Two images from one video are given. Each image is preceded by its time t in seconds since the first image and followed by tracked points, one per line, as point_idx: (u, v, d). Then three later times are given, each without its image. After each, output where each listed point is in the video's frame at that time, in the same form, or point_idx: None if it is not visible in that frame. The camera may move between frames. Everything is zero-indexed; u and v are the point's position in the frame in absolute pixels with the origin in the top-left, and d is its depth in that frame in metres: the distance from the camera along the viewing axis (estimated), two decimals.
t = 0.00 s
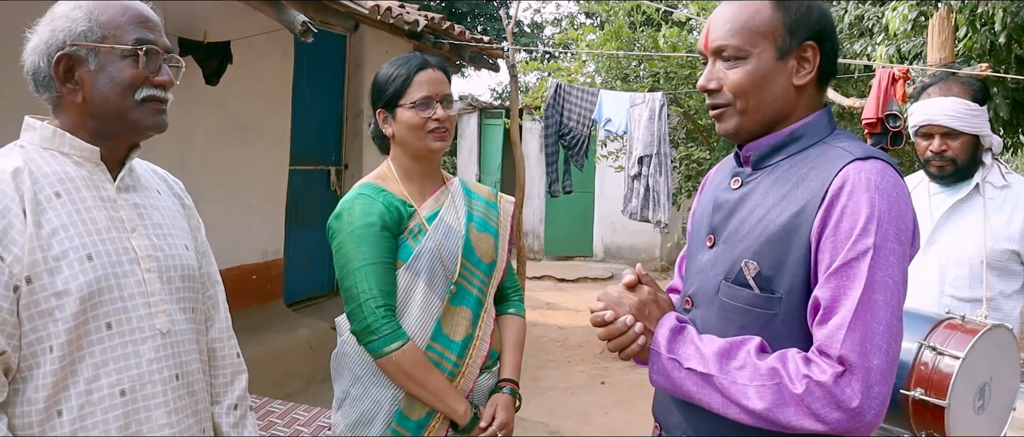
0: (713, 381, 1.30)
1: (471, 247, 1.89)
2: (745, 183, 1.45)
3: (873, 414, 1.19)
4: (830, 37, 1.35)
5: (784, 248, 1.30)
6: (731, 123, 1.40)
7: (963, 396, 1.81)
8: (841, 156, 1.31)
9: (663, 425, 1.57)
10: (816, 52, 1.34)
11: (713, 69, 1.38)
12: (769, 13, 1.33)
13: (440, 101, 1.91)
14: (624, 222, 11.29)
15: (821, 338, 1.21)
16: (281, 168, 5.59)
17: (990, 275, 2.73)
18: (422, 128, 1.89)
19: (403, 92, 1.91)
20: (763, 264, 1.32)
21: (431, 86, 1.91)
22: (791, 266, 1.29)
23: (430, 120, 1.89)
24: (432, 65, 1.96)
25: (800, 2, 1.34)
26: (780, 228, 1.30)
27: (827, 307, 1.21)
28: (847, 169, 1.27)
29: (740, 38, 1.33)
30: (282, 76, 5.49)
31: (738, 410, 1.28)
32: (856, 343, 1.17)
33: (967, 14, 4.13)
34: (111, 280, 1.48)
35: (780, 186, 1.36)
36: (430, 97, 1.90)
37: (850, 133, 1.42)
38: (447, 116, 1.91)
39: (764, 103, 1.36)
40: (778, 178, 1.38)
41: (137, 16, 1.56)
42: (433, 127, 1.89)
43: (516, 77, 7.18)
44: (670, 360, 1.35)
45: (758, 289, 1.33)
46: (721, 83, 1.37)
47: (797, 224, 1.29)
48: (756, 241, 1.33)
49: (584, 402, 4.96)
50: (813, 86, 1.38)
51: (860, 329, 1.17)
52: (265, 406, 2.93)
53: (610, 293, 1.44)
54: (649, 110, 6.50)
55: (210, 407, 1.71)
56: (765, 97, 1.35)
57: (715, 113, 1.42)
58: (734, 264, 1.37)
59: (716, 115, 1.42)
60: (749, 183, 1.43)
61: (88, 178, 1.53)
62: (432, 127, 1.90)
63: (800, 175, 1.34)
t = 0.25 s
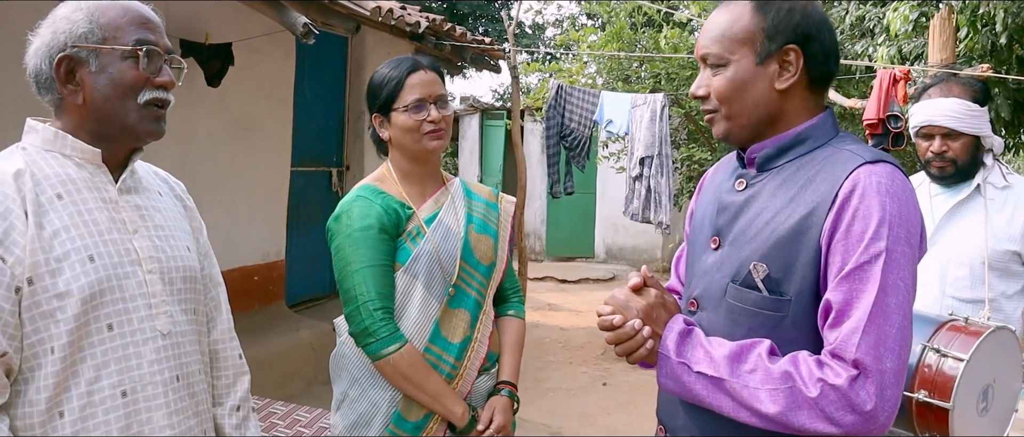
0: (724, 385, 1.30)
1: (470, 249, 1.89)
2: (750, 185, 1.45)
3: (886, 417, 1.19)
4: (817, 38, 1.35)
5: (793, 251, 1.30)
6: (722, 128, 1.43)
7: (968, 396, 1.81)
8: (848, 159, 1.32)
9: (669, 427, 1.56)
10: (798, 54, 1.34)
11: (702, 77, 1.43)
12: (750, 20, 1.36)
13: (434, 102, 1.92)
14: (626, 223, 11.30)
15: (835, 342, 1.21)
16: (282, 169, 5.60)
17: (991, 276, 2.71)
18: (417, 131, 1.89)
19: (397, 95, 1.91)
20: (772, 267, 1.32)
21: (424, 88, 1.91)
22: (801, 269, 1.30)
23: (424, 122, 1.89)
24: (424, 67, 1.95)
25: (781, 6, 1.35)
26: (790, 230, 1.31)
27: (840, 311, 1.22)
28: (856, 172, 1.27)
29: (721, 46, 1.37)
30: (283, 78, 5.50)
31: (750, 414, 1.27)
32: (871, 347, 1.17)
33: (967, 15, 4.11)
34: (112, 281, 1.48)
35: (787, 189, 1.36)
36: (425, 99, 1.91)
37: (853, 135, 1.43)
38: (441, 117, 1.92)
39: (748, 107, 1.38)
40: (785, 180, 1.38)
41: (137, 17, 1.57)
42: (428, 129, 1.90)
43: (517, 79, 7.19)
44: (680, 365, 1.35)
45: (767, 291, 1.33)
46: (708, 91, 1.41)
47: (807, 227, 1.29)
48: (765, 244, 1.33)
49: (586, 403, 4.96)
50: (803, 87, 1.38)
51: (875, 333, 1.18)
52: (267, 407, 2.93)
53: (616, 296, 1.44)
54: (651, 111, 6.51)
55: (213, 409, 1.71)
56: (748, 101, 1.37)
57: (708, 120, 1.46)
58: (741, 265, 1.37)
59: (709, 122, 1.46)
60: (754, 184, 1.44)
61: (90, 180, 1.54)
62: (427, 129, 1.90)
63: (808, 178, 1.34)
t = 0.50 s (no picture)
0: (723, 386, 1.30)
1: (467, 251, 1.89)
2: (753, 187, 1.45)
3: (884, 419, 1.18)
4: (811, 30, 1.36)
5: (794, 252, 1.31)
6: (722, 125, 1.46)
7: (976, 400, 1.97)
8: (849, 160, 1.31)
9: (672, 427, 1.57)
10: (786, 45, 1.35)
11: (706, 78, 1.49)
12: (743, 19, 1.42)
13: (432, 102, 1.92)
14: (629, 225, 11.29)
15: (833, 343, 1.21)
16: (286, 171, 5.61)
17: (995, 278, 2.69)
18: (415, 130, 1.89)
19: (395, 95, 1.92)
20: (773, 268, 1.32)
21: (422, 88, 1.92)
22: (802, 270, 1.30)
23: (422, 122, 1.89)
24: (422, 67, 1.96)
25: (774, 4, 1.39)
26: (790, 232, 1.31)
27: (838, 312, 1.21)
28: (856, 173, 1.27)
29: (718, 45, 1.44)
30: (287, 79, 5.51)
31: (748, 415, 1.27)
32: (868, 348, 1.17)
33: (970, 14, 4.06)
34: (116, 283, 1.49)
35: (788, 190, 1.36)
36: (423, 99, 1.91)
37: (857, 136, 1.42)
38: (440, 116, 1.92)
39: (740, 100, 1.40)
40: (786, 181, 1.38)
41: (140, 19, 1.58)
42: (425, 129, 1.90)
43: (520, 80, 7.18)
44: (679, 366, 1.36)
45: (768, 293, 1.33)
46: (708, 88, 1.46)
47: (807, 228, 1.29)
48: (766, 245, 1.33)
49: (589, 404, 4.95)
50: (797, 79, 1.37)
51: (872, 334, 1.17)
52: (270, 409, 2.93)
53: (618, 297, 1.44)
54: (653, 112, 6.51)
55: (216, 410, 1.72)
56: (739, 94, 1.40)
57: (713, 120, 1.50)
58: (743, 267, 1.37)
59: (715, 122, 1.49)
60: (757, 185, 1.44)
61: (94, 182, 1.54)
62: (425, 129, 1.90)
63: (809, 179, 1.34)
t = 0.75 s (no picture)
0: (723, 378, 1.30)
1: (462, 253, 1.89)
2: (756, 185, 1.45)
3: (882, 408, 1.17)
4: (820, 37, 1.36)
5: (794, 246, 1.30)
6: (727, 129, 1.43)
7: (984, 400, 1.97)
8: (849, 155, 1.31)
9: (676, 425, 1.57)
10: (800, 53, 1.34)
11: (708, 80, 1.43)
12: (751, 21, 1.38)
13: (429, 101, 1.92)
14: (633, 225, 11.30)
15: (830, 333, 1.20)
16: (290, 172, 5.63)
17: (1000, 277, 2.67)
18: (411, 130, 1.90)
19: (392, 93, 1.91)
20: (773, 262, 1.32)
21: (420, 87, 1.92)
22: (802, 264, 1.30)
23: (419, 121, 1.89)
24: (421, 65, 1.97)
25: (784, 7, 1.37)
26: (790, 225, 1.31)
27: (835, 302, 1.21)
28: (855, 167, 1.27)
29: (726, 47, 1.39)
30: (290, 80, 5.52)
31: (749, 408, 1.27)
32: (863, 337, 1.16)
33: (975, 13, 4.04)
34: (121, 282, 1.50)
35: (789, 186, 1.36)
36: (419, 98, 1.91)
37: (858, 135, 1.42)
38: (436, 116, 1.92)
39: (751, 105, 1.38)
40: (787, 177, 1.38)
41: (145, 21, 1.59)
42: (422, 128, 1.90)
43: (524, 81, 7.19)
44: (680, 360, 1.36)
45: (769, 287, 1.33)
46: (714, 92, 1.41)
47: (807, 222, 1.29)
48: (766, 239, 1.34)
49: (593, 405, 4.95)
50: (807, 87, 1.38)
51: (868, 322, 1.17)
52: (274, 409, 2.94)
53: (620, 294, 1.44)
54: (657, 113, 6.49)
55: (220, 409, 1.72)
56: (751, 100, 1.37)
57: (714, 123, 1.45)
58: (745, 262, 1.37)
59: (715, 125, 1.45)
60: (760, 184, 1.44)
61: (98, 182, 1.55)
62: (421, 128, 1.90)
63: (809, 174, 1.34)
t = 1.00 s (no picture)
0: (731, 378, 1.30)
1: (462, 253, 1.90)
2: (757, 185, 1.45)
3: (891, 400, 1.17)
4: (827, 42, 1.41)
5: (799, 245, 1.30)
6: (767, 135, 1.37)
7: (988, 401, 1.97)
8: (853, 154, 1.31)
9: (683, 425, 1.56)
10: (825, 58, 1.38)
11: (745, 83, 1.33)
12: (790, 22, 1.32)
13: (429, 102, 1.93)
14: (635, 225, 11.30)
15: (837, 327, 1.20)
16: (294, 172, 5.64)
17: (1005, 278, 2.65)
18: (411, 130, 1.90)
19: (391, 94, 1.92)
20: (779, 260, 1.32)
21: (420, 87, 1.92)
22: (807, 261, 1.29)
23: (418, 122, 1.90)
24: (421, 66, 1.97)
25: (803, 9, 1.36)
26: (795, 223, 1.31)
27: (842, 297, 1.21)
28: (860, 165, 1.27)
29: (776, 48, 1.30)
30: (293, 80, 5.52)
31: (758, 407, 1.27)
32: (872, 329, 1.16)
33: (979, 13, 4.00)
34: (123, 281, 1.50)
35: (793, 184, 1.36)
36: (419, 99, 1.91)
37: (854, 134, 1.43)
38: (436, 117, 1.93)
39: (795, 109, 1.36)
40: (791, 176, 1.38)
41: (146, 21, 1.59)
42: (421, 129, 1.91)
43: (526, 81, 7.19)
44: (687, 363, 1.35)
45: (776, 285, 1.33)
46: (759, 97, 1.33)
47: (811, 220, 1.29)
48: (771, 239, 1.34)
49: (596, 405, 4.95)
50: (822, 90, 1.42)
51: (875, 315, 1.17)
52: (278, 409, 2.94)
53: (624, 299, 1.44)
54: (660, 113, 6.48)
55: (223, 408, 1.72)
56: (796, 105, 1.35)
57: (746, 128, 1.38)
58: (750, 261, 1.37)
59: (747, 129, 1.38)
60: (762, 184, 1.44)
61: (100, 182, 1.56)
62: (420, 129, 1.91)
63: (812, 173, 1.34)
